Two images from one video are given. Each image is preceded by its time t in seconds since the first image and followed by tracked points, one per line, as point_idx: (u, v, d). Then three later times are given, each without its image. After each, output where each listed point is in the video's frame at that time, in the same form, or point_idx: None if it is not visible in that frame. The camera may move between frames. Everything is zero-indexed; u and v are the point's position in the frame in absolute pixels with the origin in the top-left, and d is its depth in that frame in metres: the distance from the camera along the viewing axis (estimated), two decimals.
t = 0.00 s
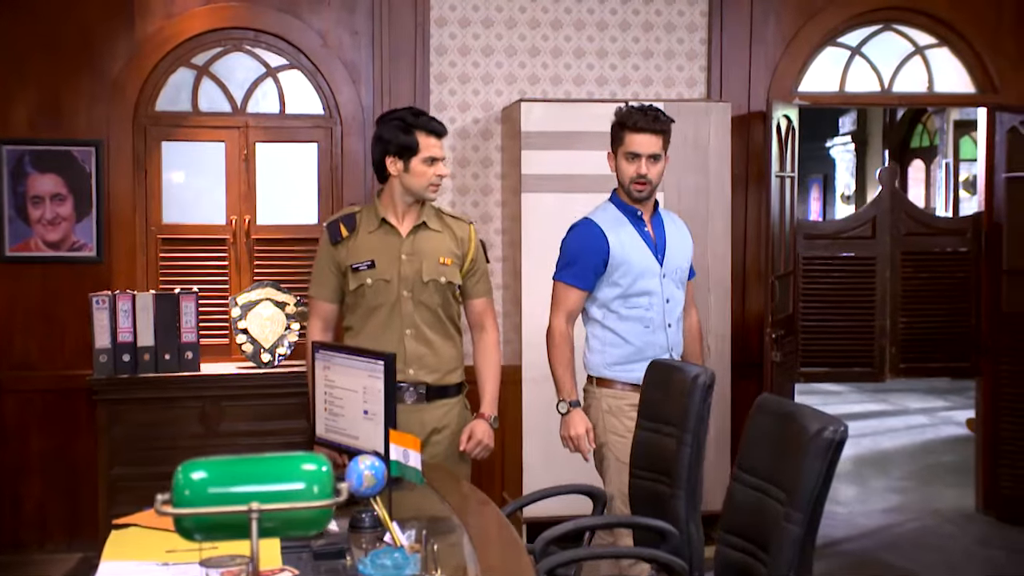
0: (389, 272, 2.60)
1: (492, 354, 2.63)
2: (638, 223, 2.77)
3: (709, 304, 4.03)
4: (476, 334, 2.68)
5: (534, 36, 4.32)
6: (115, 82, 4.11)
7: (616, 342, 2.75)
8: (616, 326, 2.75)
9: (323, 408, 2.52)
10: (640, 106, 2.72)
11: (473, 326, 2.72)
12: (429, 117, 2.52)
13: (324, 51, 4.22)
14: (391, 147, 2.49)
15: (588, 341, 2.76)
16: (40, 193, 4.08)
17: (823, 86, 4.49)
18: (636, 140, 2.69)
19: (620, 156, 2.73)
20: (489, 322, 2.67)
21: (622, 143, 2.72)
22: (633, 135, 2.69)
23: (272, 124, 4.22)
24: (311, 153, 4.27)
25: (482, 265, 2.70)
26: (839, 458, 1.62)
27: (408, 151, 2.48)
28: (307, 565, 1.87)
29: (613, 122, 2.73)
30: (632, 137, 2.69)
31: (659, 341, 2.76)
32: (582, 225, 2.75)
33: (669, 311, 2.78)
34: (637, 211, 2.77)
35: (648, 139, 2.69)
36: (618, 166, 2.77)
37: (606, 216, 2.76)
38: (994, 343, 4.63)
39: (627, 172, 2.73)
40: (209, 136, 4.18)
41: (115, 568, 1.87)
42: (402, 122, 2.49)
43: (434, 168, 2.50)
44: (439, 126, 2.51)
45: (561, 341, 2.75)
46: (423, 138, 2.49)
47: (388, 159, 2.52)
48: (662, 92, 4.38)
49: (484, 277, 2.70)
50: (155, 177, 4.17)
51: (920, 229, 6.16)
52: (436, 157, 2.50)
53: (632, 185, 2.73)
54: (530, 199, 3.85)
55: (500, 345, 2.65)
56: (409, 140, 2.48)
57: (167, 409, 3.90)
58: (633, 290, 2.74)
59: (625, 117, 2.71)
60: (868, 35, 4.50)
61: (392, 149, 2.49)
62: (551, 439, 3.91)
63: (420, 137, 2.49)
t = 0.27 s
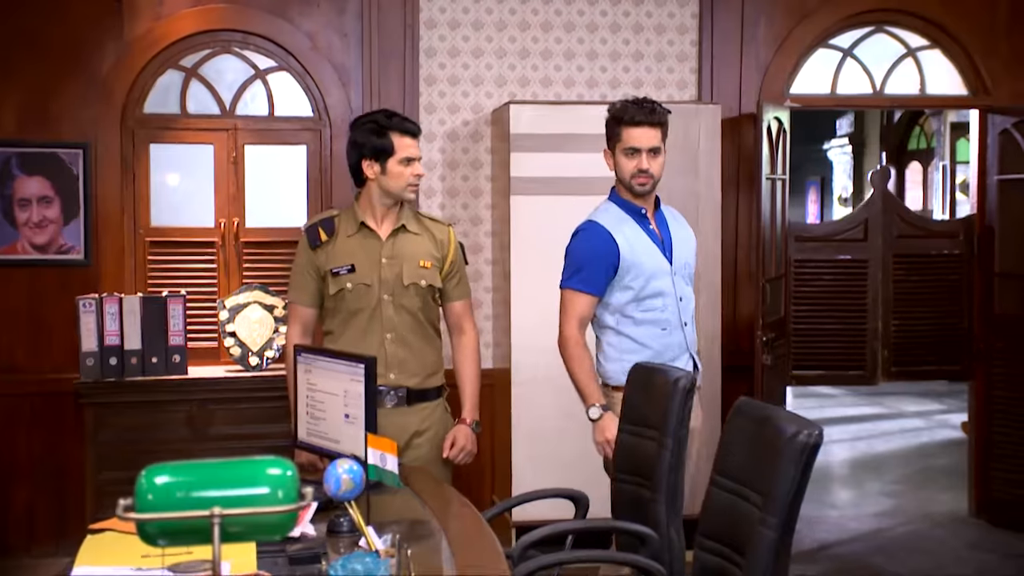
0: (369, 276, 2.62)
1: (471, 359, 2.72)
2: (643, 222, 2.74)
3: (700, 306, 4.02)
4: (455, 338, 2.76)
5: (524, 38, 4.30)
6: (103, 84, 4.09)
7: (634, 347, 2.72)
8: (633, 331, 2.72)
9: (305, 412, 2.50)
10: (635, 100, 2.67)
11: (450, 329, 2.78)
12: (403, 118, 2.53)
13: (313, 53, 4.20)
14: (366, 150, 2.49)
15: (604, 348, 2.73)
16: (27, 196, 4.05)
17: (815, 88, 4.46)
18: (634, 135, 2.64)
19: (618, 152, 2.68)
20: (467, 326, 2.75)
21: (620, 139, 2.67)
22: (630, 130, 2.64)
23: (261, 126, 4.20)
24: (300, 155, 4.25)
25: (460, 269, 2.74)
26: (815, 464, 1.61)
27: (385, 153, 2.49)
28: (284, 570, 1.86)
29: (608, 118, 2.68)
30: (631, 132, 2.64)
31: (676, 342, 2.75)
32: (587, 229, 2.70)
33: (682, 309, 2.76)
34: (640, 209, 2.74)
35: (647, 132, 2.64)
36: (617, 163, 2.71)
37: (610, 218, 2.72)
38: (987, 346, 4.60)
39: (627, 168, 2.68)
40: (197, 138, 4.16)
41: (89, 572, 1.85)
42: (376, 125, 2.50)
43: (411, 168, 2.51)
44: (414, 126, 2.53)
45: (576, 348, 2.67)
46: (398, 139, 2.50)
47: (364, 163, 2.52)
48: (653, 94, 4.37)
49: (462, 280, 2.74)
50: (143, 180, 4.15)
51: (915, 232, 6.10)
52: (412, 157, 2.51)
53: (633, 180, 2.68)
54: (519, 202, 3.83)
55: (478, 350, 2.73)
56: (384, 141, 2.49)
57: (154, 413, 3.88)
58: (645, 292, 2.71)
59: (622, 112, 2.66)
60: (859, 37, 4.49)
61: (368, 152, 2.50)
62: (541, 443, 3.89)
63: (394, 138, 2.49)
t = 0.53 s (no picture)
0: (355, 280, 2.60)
1: (458, 362, 2.70)
2: (646, 228, 2.71)
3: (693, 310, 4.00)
4: (443, 341, 2.74)
5: (517, 40, 4.28)
6: (92, 87, 4.06)
7: (638, 355, 2.69)
8: (635, 339, 2.68)
9: (290, 416, 2.48)
10: (639, 103, 2.64)
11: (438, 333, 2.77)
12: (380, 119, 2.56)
13: (305, 55, 4.18)
14: (346, 152, 2.51)
15: (607, 357, 2.69)
16: (16, 199, 4.02)
17: (809, 90, 4.45)
18: (638, 140, 2.61)
19: (622, 157, 2.64)
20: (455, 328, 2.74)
21: (624, 144, 2.64)
22: (634, 135, 2.60)
23: (253, 129, 4.18)
24: (292, 158, 4.23)
25: (446, 272, 2.73)
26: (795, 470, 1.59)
27: (365, 153, 2.50)
28: None
29: (613, 121, 2.64)
30: (635, 136, 2.61)
31: (678, 352, 2.72)
32: (590, 234, 2.66)
33: (685, 318, 2.74)
34: (645, 214, 2.71)
35: (652, 137, 2.61)
36: (620, 168, 2.68)
37: (613, 222, 2.68)
38: (983, 350, 4.58)
39: (630, 173, 2.65)
40: (188, 141, 4.14)
41: None
42: (353, 128, 2.53)
43: (392, 166, 2.52)
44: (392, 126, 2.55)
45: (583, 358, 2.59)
46: (377, 139, 2.52)
47: (346, 166, 2.54)
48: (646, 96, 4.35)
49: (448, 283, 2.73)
50: (134, 183, 4.13)
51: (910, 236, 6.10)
52: (392, 156, 2.52)
53: (637, 185, 2.65)
54: (511, 205, 3.81)
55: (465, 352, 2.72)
56: (363, 142, 2.51)
57: (144, 417, 3.85)
58: (649, 300, 2.67)
59: (626, 116, 2.63)
60: (854, 39, 4.47)
61: (348, 154, 2.52)
62: (534, 447, 3.87)
63: (373, 138, 2.52)
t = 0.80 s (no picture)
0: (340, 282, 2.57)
1: (444, 365, 2.67)
2: (647, 234, 2.65)
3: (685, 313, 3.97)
4: (429, 344, 2.71)
5: (508, 43, 4.26)
6: (80, 90, 4.04)
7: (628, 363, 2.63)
8: (626, 346, 2.63)
9: (272, 421, 2.45)
10: (648, 104, 2.59)
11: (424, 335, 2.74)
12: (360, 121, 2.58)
13: (294, 58, 4.16)
14: (326, 154, 2.53)
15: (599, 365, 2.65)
16: (3, 202, 4.00)
17: (802, 93, 4.43)
18: (642, 141, 2.56)
19: (625, 159, 2.59)
20: (441, 332, 2.70)
21: (628, 145, 2.58)
22: (639, 135, 2.56)
23: (242, 132, 4.15)
24: (282, 161, 4.21)
25: (432, 274, 2.70)
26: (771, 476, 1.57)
27: (345, 153, 2.51)
28: None
29: (618, 122, 2.60)
30: (638, 137, 2.56)
31: (671, 362, 2.64)
32: (586, 238, 2.64)
33: (681, 329, 2.65)
34: (645, 219, 2.65)
35: (656, 138, 2.56)
36: (624, 170, 2.63)
37: (613, 227, 2.64)
38: (977, 354, 4.54)
39: (634, 175, 2.59)
40: (177, 144, 4.12)
41: None
42: (333, 130, 2.55)
43: (373, 164, 2.53)
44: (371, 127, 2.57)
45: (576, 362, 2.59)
46: (356, 139, 2.54)
47: (327, 168, 2.55)
48: (637, 99, 4.33)
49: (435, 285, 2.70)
50: (122, 186, 4.11)
51: (904, 239, 6.02)
52: (372, 155, 2.54)
53: (640, 188, 2.59)
54: (501, 208, 3.79)
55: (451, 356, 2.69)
56: (342, 142, 2.53)
57: (131, 421, 3.83)
58: (641, 307, 2.62)
59: (632, 117, 2.58)
60: (847, 42, 4.45)
61: (328, 156, 2.53)
62: (524, 451, 3.84)
63: (352, 138, 2.53)
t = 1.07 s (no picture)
0: (325, 285, 2.54)
1: (431, 370, 2.64)
2: (657, 238, 2.50)
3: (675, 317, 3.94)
4: (414, 350, 2.68)
5: (499, 45, 4.24)
6: (68, 92, 4.02)
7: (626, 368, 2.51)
8: (624, 351, 2.50)
9: (255, 425, 2.42)
10: (667, 106, 2.46)
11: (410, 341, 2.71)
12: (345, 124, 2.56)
13: (284, 60, 4.13)
14: (310, 156, 2.51)
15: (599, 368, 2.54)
16: None
17: (795, 95, 4.41)
18: (661, 143, 2.42)
19: (645, 162, 2.44)
20: (427, 335, 2.67)
21: (645, 149, 2.44)
22: (657, 139, 2.42)
23: (231, 134, 4.13)
24: (272, 164, 4.19)
25: (418, 278, 2.67)
26: (747, 482, 1.55)
27: (329, 154, 2.49)
28: None
29: (637, 123, 2.46)
30: (658, 142, 2.42)
31: (671, 371, 2.48)
32: (592, 239, 2.51)
33: (686, 337, 2.49)
34: (657, 224, 2.49)
35: (677, 142, 2.42)
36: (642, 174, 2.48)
37: (622, 229, 2.50)
38: (972, 358, 4.51)
39: (652, 178, 2.44)
40: (166, 146, 4.09)
41: None
42: (317, 132, 2.53)
43: (357, 166, 2.51)
44: (357, 129, 2.55)
45: (567, 365, 2.50)
46: (341, 141, 2.51)
47: (311, 170, 2.53)
48: (629, 101, 4.31)
49: (421, 289, 2.67)
50: (111, 189, 4.08)
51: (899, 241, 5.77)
52: (357, 157, 2.51)
53: (659, 194, 2.44)
54: (491, 211, 3.76)
55: (438, 361, 2.66)
56: (327, 145, 2.51)
57: (119, 425, 3.80)
58: (641, 312, 2.47)
59: (651, 119, 2.44)
60: (841, 43, 4.42)
61: (312, 158, 2.51)
62: (514, 456, 3.82)
63: (335, 140, 2.51)
